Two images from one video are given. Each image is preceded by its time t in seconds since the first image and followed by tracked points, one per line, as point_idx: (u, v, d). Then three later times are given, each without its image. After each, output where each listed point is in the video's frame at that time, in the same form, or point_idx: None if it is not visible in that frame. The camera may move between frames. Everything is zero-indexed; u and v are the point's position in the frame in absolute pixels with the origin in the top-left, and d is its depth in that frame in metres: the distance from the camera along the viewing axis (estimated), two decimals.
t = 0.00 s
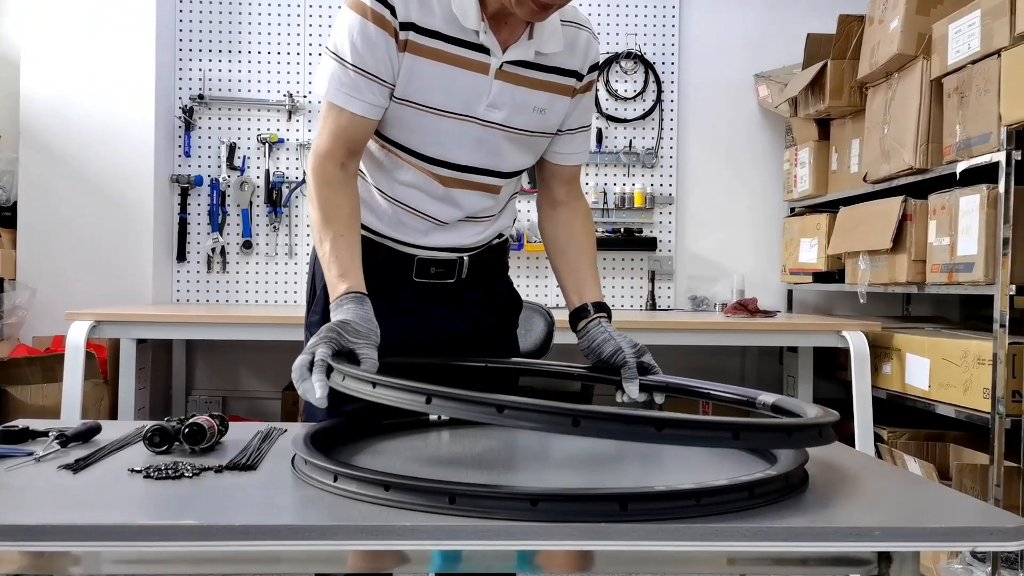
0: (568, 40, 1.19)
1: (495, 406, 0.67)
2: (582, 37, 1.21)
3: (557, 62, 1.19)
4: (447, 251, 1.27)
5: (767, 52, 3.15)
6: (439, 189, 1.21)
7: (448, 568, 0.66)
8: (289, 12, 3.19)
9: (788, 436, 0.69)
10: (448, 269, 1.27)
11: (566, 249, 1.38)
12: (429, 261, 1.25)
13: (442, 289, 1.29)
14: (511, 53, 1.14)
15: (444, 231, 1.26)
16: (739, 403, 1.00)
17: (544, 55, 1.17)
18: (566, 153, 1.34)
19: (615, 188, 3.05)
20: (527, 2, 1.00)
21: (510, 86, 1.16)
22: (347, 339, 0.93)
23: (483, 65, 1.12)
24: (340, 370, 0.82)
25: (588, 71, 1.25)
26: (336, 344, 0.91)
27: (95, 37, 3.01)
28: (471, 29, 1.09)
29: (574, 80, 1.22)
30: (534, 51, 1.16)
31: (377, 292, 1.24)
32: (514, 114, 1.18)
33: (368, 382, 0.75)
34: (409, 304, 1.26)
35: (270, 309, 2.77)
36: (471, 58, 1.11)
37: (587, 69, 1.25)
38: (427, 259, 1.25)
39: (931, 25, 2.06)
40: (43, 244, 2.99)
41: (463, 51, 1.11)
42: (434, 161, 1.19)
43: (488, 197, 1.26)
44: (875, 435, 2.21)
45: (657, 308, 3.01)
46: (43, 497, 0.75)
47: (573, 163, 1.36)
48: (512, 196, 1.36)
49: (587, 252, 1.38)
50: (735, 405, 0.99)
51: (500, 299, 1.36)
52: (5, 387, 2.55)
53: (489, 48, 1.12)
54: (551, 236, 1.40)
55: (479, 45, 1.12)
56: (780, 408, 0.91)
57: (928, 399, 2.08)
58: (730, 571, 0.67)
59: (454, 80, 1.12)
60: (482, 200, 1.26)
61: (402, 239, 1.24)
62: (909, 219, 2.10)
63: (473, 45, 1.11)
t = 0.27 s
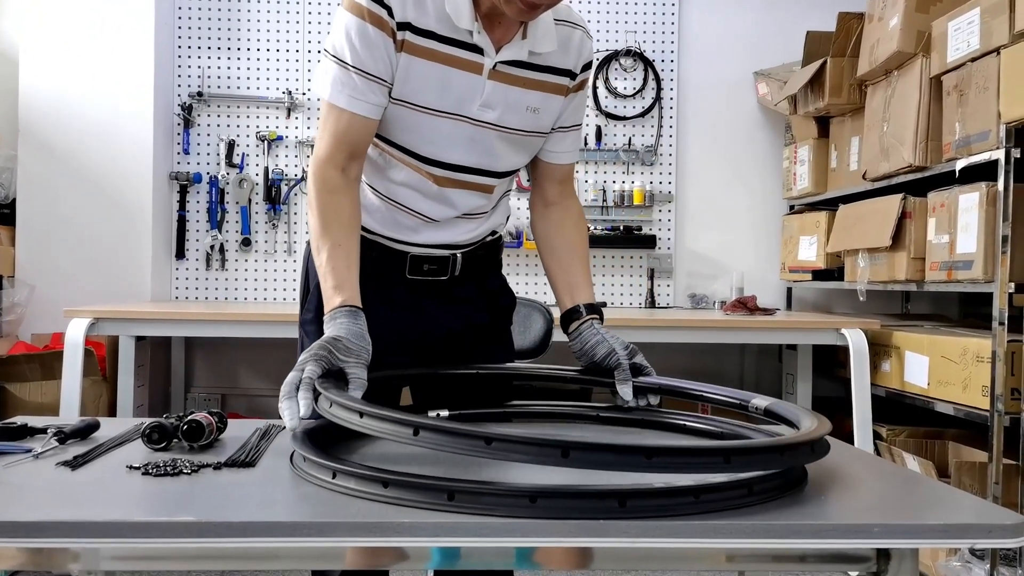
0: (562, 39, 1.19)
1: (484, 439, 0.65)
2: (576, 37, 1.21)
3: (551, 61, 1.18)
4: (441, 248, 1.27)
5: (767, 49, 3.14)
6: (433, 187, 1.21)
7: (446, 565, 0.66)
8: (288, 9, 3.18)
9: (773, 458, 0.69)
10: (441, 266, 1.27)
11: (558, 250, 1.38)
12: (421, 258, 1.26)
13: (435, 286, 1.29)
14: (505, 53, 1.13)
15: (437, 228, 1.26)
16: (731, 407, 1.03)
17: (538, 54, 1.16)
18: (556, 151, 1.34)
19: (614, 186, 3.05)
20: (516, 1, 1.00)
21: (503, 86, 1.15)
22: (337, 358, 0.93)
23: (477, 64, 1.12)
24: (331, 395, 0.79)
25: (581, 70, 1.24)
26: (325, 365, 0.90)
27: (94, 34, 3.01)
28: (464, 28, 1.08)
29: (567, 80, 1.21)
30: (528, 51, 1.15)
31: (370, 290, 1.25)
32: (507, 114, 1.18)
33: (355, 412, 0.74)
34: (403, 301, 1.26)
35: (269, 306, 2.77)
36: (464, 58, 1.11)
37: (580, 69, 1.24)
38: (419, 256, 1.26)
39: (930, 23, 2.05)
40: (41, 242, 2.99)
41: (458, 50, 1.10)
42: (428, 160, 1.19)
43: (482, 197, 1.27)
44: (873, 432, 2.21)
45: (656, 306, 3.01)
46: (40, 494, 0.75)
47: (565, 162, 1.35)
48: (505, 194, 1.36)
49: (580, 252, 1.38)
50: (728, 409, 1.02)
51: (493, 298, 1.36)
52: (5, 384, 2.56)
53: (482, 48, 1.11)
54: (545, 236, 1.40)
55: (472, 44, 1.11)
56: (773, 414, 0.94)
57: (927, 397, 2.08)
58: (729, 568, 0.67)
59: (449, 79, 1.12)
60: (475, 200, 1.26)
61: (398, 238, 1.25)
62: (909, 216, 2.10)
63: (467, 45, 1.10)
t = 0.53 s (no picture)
0: (559, 37, 1.19)
1: (470, 449, 0.66)
2: (574, 35, 1.21)
3: (549, 59, 1.18)
4: (436, 244, 1.27)
5: (767, 46, 3.14)
6: (429, 185, 1.22)
7: (445, 561, 0.65)
8: (287, 6, 3.17)
9: (765, 458, 0.69)
10: (437, 262, 1.27)
11: (555, 253, 1.38)
12: (417, 254, 1.26)
13: (431, 282, 1.29)
14: (502, 52, 1.13)
15: (432, 226, 1.26)
16: (723, 409, 1.03)
17: (535, 52, 1.16)
18: (551, 149, 1.34)
19: (613, 182, 3.04)
20: None
21: (499, 84, 1.15)
22: (331, 366, 0.93)
23: (474, 63, 1.12)
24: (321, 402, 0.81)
25: (578, 68, 1.24)
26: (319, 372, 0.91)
27: (92, 29, 3.00)
28: (462, 27, 1.08)
29: (564, 77, 1.21)
30: (525, 49, 1.15)
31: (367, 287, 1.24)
32: (503, 112, 1.18)
33: (343, 424, 0.74)
34: (399, 297, 1.26)
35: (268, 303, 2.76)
36: (461, 56, 1.10)
37: (577, 66, 1.24)
38: (415, 252, 1.26)
39: (930, 19, 2.05)
40: (39, 238, 2.98)
41: (455, 48, 1.10)
42: (424, 158, 1.19)
43: (478, 194, 1.27)
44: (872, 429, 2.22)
45: (655, 303, 3.01)
46: (39, 489, 0.75)
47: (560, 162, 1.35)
48: (501, 190, 1.36)
49: (575, 253, 1.38)
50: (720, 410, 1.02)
51: (490, 294, 1.36)
52: (3, 380, 2.55)
53: (479, 47, 1.11)
54: (542, 240, 1.39)
55: (469, 43, 1.11)
56: (764, 415, 0.94)
57: (926, 394, 2.08)
58: (728, 564, 0.67)
59: (446, 77, 1.12)
60: (471, 197, 1.26)
61: (394, 236, 1.25)
62: (909, 213, 2.09)
63: (464, 43, 1.10)
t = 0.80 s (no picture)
0: (558, 35, 1.19)
1: (460, 456, 0.67)
2: (571, 32, 1.20)
3: (547, 57, 1.18)
4: (434, 242, 1.27)
5: (767, 43, 3.13)
6: (428, 185, 1.22)
7: (445, 557, 0.65)
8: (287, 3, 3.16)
9: (755, 454, 0.70)
10: (435, 259, 1.27)
11: (553, 250, 1.37)
12: (414, 251, 1.25)
13: (430, 280, 1.29)
14: (499, 50, 1.13)
15: (429, 225, 1.26)
16: (719, 405, 1.03)
17: (533, 51, 1.16)
18: (549, 147, 1.34)
19: (613, 179, 3.04)
20: None
21: (498, 83, 1.15)
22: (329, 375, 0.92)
23: (472, 63, 1.11)
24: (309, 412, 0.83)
25: (577, 65, 1.25)
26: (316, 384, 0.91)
27: (91, 26, 2.99)
28: (459, 26, 1.08)
29: (563, 75, 1.21)
30: (523, 47, 1.15)
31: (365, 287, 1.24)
32: (501, 111, 1.18)
33: (332, 434, 0.74)
34: (398, 295, 1.26)
35: (267, 300, 2.76)
36: (460, 56, 1.10)
37: (576, 63, 1.24)
38: (412, 249, 1.26)
39: (930, 16, 2.04)
40: (38, 234, 2.98)
41: (452, 48, 1.10)
42: (422, 158, 1.19)
43: (475, 193, 1.27)
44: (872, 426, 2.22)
45: (655, 300, 3.01)
46: (39, 486, 0.75)
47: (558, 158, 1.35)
48: (499, 188, 1.36)
49: (574, 250, 1.37)
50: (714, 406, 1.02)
51: (489, 293, 1.36)
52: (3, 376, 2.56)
53: (477, 46, 1.11)
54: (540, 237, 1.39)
55: (467, 42, 1.10)
56: (761, 410, 0.94)
57: (925, 391, 2.08)
58: (727, 560, 0.67)
59: (444, 78, 1.12)
60: (468, 195, 1.27)
61: (391, 234, 1.25)
62: (908, 210, 2.09)
63: (462, 43, 1.10)
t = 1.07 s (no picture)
0: (556, 35, 1.18)
1: (454, 455, 0.67)
2: (570, 31, 1.20)
3: (546, 58, 1.18)
4: (433, 241, 1.27)
5: (768, 42, 3.13)
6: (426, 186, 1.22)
7: (445, 557, 0.66)
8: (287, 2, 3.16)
9: (748, 454, 0.71)
10: (435, 258, 1.28)
11: (552, 250, 1.37)
12: (413, 251, 1.26)
13: (429, 279, 1.29)
14: (498, 51, 1.13)
15: (427, 224, 1.27)
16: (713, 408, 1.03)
17: (531, 51, 1.16)
18: (548, 147, 1.34)
19: (613, 179, 3.04)
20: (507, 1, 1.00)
21: (497, 84, 1.15)
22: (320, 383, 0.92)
23: (470, 63, 1.11)
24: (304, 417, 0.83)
25: (575, 65, 1.25)
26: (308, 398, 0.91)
27: (91, 25, 2.99)
28: (458, 28, 1.08)
29: (562, 75, 1.21)
30: (521, 48, 1.15)
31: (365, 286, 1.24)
32: (500, 112, 1.18)
33: (327, 435, 0.75)
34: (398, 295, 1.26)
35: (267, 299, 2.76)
36: (459, 57, 1.10)
37: (574, 63, 1.24)
38: (411, 248, 1.26)
39: (930, 15, 2.04)
40: (38, 233, 2.98)
41: (451, 49, 1.10)
42: (421, 158, 1.19)
43: (473, 194, 1.28)
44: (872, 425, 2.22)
45: (655, 299, 3.02)
46: (40, 486, 0.76)
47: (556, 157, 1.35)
48: (497, 188, 1.36)
49: (572, 251, 1.37)
50: (709, 409, 1.02)
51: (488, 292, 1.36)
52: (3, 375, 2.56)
53: (475, 47, 1.11)
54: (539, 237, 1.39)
55: (466, 43, 1.10)
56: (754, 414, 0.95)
57: (925, 390, 2.08)
58: (727, 560, 0.68)
59: (442, 79, 1.12)
60: (466, 196, 1.27)
61: (389, 234, 1.25)
62: (908, 209, 2.09)
63: (461, 44, 1.10)
